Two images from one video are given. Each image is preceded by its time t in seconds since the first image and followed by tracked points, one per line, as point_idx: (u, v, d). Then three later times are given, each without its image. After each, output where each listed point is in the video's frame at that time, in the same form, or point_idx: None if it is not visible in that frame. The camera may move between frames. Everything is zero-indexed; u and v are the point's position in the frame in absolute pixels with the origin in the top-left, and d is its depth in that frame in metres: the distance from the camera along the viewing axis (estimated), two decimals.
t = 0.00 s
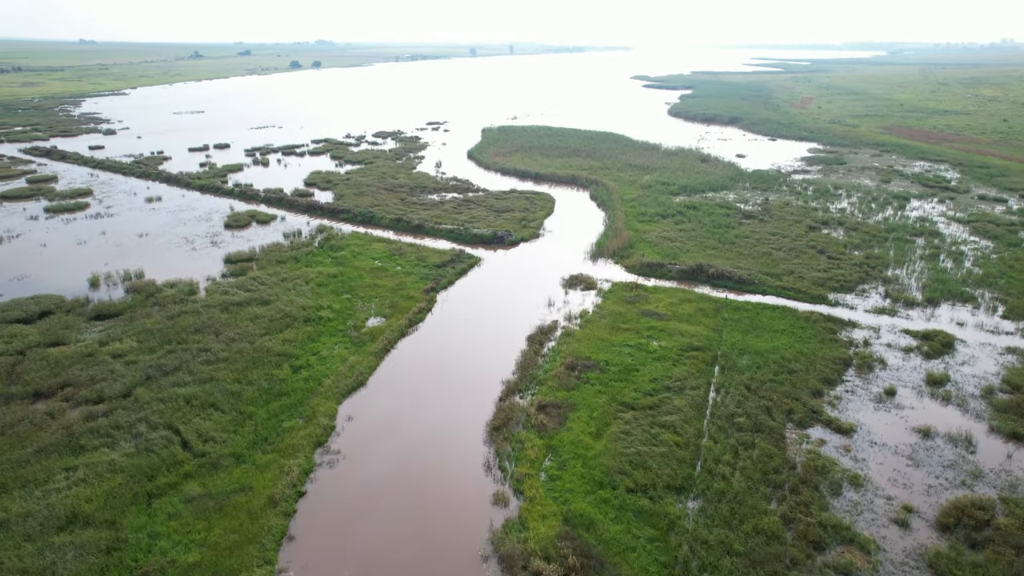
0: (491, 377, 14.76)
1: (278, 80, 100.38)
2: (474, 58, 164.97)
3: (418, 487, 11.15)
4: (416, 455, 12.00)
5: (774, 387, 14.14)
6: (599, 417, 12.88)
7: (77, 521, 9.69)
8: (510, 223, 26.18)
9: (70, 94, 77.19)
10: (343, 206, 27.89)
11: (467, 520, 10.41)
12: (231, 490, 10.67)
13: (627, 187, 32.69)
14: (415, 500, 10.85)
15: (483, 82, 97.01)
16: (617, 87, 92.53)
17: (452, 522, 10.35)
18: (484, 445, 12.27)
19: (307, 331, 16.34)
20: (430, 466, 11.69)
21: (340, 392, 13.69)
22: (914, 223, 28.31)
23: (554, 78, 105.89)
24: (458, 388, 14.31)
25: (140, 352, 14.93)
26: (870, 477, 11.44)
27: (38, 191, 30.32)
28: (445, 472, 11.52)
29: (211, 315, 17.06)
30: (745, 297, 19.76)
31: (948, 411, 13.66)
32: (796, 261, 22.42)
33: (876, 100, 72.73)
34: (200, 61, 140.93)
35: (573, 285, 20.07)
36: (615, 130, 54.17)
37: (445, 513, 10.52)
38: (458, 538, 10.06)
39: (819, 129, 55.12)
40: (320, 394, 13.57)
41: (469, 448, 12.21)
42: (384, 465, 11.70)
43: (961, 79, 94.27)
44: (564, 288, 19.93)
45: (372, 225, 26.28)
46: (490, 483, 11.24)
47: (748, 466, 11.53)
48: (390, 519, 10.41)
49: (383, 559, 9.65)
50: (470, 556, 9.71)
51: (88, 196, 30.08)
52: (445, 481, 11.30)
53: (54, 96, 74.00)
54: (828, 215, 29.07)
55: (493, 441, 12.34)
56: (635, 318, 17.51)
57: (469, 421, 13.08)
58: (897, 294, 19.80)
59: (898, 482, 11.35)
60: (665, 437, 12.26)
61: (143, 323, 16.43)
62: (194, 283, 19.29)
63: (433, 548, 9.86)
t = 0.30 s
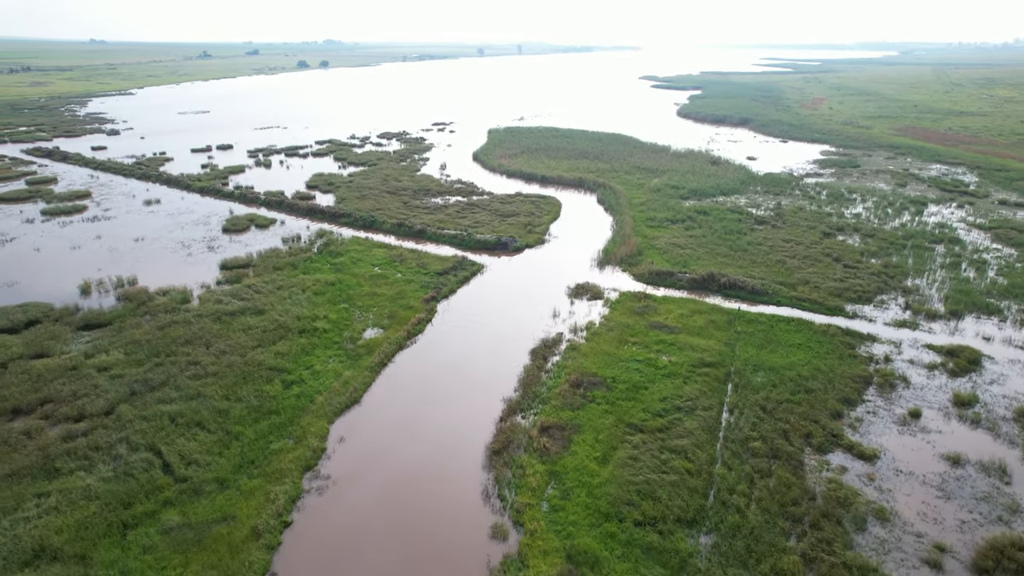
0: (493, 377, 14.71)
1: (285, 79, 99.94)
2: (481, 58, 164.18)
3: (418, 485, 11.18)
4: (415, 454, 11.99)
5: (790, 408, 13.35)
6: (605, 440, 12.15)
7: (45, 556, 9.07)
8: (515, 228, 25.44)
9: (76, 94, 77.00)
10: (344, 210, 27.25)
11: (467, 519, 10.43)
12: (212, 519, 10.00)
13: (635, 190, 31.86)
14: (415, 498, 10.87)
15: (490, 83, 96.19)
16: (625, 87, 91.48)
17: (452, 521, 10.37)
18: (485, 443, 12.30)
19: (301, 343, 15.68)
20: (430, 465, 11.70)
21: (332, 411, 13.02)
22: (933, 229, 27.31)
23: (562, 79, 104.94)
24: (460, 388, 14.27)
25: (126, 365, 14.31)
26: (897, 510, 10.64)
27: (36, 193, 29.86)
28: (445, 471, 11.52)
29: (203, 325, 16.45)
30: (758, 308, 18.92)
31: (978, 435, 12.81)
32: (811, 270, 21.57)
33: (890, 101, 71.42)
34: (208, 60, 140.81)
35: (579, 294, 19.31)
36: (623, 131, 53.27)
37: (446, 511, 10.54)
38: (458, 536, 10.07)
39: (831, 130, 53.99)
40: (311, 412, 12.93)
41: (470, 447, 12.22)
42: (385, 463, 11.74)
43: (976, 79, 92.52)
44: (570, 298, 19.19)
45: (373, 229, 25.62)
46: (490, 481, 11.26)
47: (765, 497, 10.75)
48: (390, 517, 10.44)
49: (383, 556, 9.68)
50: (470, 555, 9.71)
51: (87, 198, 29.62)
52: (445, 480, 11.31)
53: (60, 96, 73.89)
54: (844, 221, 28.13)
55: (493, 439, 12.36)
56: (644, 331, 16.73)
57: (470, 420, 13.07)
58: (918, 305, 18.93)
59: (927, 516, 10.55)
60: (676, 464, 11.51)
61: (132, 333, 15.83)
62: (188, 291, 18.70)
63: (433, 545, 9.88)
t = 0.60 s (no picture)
0: (498, 383, 14.49)
1: (291, 79, 99.66)
2: (488, 58, 163.48)
3: (420, 482, 11.26)
4: (419, 452, 12.10)
5: (808, 431, 12.55)
6: (612, 467, 11.42)
7: None
8: (519, 234, 24.70)
9: (82, 93, 76.91)
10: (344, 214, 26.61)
11: (467, 515, 10.49)
12: (189, 554, 9.34)
13: (643, 194, 31.03)
14: (418, 495, 10.96)
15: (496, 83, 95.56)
16: (633, 87, 90.54)
17: (452, 517, 10.43)
18: (490, 443, 12.39)
19: (294, 357, 15.03)
20: (433, 462, 11.80)
21: (324, 433, 12.36)
22: (953, 235, 26.31)
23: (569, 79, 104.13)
24: (462, 399, 13.87)
25: (110, 380, 13.68)
26: (928, 550, 9.84)
27: (33, 196, 29.42)
28: (448, 469, 11.61)
29: (193, 337, 15.84)
30: (772, 320, 18.09)
31: (1011, 463, 11.96)
32: (827, 279, 20.71)
33: (902, 102, 70.14)
34: (215, 59, 140.95)
35: (585, 304, 18.56)
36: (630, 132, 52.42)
37: (446, 507, 10.61)
38: (457, 532, 10.13)
39: (844, 132, 52.89)
40: (301, 433, 12.29)
41: (473, 445, 12.31)
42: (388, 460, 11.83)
43: (990, 79, 90.95)
44: (575, 308, 18.43)
45: (373, 234, 24.96)
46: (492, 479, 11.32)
47: (783, 534, 9.97)
48: (392, 513, 10.54)
49: (383, 550, 9.77)
50: (468, 552, 9.76)
51: (84, 201, 29.13)
52: (447, 477, 11.40)
53: (66, 96, 73.83)
54: (859, 227, 27.20)
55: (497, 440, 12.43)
56: (652, 345, 15.96)
57: (474, 419, 13.14)
58: (940, 317, 18.04)
59: (960, 556, 9.75)
60: (687, 494, 10.77)
61: (119, 345, 15.21)
62: (180, 299, 18.10)
63: (432, 540, 9.97)
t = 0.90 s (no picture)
0: (500, 396, 13.95)
1: (296, 79, 99.31)
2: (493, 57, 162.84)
3: (425, 479, 11.37)
4: (426, 449, 12.18)
5: (829, 457, 11.73)
6: (619, 498, 10.68)
7: None
8: (523, 240, 23.96)
9: (88, 93, 76.77)
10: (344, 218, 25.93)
11: (469, 514, 10.56)
12: None
13: (651, 198, 30.21)
14: (418, 505, 10.74)
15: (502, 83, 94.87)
16: (640, 88, 89.63)
17: (454, 522, 10.37)
18: (490, 466, 11.73)
19: (285, 373, 14.36)
20: (439, 459, 11.90)
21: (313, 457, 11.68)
22: (973, 242, 25.33)
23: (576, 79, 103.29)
24: (463, 412, 13.38)
25: (91, 397, 13.06)
26: None
27: (30, 198, 28.95)
28: (453, 466, 11.69)
29: (182, 349, 15.20)
30: (786, 334, 17.27)
31: None
32: (844, 289, 19.84)
33: (914, 103, 68.91)
34: (220, 58, 140.91)
35: (591, 316, 17.80)
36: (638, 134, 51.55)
37: (443, 530, 10.18)
38: (458, 537, 10.06)
39: (856, 133, 51.81)
40: (288, 458, 11.62)
41: (479, 443, 12.37)
42: (394, 458, 11.94)
43: (1004, 79, 89.37)
44: (580, 320, 17.69)
45: (373, 240, 24.29)
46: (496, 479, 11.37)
47: None
48: (396, 510, 10.62)
49: None
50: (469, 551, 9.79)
51: (81, 204, 28.63)
52: (452, 475, 11.48)
53: (71, 96, 73.72)
54: (875, 233, 26.27)
55: (503, 440, 12.46)
56: (661, 361, 15.18)
57: (481, 417, 13.19)
58: (965, 331, 17.14)
59: None
60: (699, 530, 10.03)
61: (104, 358, 14.59)
62: (170, 308, 17.47)
63: (435, 536, 10.05)
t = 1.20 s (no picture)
0: (504, 403, 13.63)
1: (301, 79, 99.01)
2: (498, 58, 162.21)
3: (427, 483, 11.24)
4: (429, 448, 12.18)
5: (852, 487, 10.94)
6: (625, 534, 9.95)
7: None
8: (526, 247, 23.21)
9: (92, 93, 76.58)
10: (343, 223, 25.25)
11: (473, 514, 10.57)
12: None
13: (659, 203, 29.37)
14: (419, 510, 10.61)
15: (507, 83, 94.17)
16: (647, 88, 88.73)
17: (454, 529, 10.22)
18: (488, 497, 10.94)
19: (275, 390, 13.68)
20: (441, 461, 11.84)
21: (300, 484, 10.98)
22: (993, 249, 24.39)
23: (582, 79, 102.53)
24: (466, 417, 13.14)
25: (70, 416, 12.42)
26: None
27: (25, 201, 28.47)
28: (456, 465, 11.70)
29: (168, 363, 14.55)
30: (802, 349, 16.43)
31: None
32: (861, 300, 18.99)
33: (926, 104, 67.68)
34: (226, 59, 141.42)
35: (597, 329, 17.03)
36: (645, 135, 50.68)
37: (444, 536, 10.08)
38: (457, 548, 9.88)
39: (868, 136, 50.74)
40: (274, 485, 10.94)
41: (482, 448, 12.18)
42: (396, 457, 11.93)
43: (1017, 79, 87.88)
44: (585, 332, 16.93)
45: (372, 245, 23.61)
46: (499, 479, 11.38)
47: None
48: (396, 514, 10.51)
49: None
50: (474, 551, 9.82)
51: (76, 207, 28.14)
52: (454, 479, 11.34)
53: (75, 96, 73.55)
54: (891, 240, 25.35)
55: (505, 439, 12.45)
56: (670, 379, 14.39)
57: (483, 417, 13.11)
58: (990, 346, 16.27)
59: None
60: (713, 571, 9.32)
61: (86, 373, 13.97)
62: (159, 319, 16.83)
63: (438, 536, 10.09)
